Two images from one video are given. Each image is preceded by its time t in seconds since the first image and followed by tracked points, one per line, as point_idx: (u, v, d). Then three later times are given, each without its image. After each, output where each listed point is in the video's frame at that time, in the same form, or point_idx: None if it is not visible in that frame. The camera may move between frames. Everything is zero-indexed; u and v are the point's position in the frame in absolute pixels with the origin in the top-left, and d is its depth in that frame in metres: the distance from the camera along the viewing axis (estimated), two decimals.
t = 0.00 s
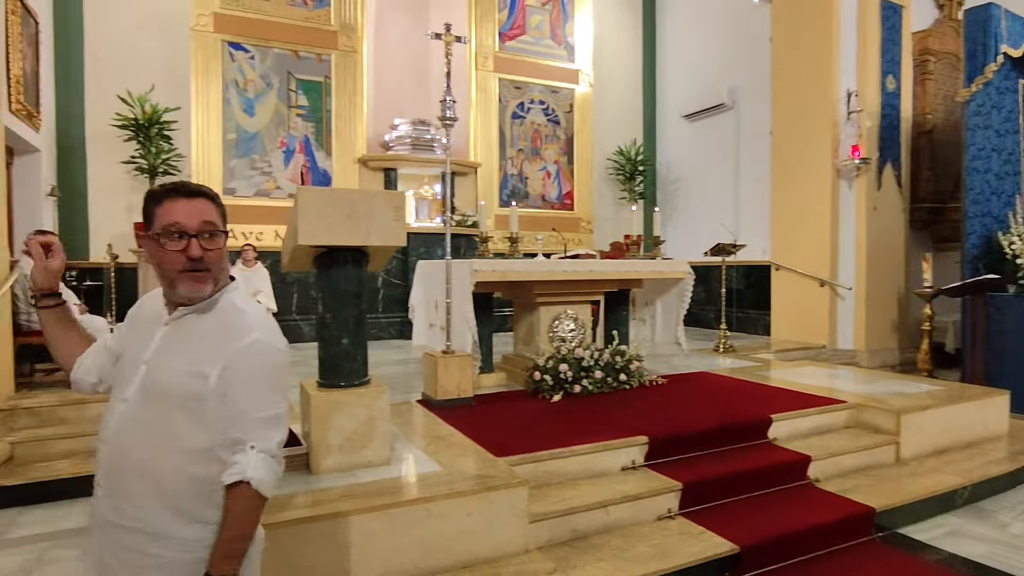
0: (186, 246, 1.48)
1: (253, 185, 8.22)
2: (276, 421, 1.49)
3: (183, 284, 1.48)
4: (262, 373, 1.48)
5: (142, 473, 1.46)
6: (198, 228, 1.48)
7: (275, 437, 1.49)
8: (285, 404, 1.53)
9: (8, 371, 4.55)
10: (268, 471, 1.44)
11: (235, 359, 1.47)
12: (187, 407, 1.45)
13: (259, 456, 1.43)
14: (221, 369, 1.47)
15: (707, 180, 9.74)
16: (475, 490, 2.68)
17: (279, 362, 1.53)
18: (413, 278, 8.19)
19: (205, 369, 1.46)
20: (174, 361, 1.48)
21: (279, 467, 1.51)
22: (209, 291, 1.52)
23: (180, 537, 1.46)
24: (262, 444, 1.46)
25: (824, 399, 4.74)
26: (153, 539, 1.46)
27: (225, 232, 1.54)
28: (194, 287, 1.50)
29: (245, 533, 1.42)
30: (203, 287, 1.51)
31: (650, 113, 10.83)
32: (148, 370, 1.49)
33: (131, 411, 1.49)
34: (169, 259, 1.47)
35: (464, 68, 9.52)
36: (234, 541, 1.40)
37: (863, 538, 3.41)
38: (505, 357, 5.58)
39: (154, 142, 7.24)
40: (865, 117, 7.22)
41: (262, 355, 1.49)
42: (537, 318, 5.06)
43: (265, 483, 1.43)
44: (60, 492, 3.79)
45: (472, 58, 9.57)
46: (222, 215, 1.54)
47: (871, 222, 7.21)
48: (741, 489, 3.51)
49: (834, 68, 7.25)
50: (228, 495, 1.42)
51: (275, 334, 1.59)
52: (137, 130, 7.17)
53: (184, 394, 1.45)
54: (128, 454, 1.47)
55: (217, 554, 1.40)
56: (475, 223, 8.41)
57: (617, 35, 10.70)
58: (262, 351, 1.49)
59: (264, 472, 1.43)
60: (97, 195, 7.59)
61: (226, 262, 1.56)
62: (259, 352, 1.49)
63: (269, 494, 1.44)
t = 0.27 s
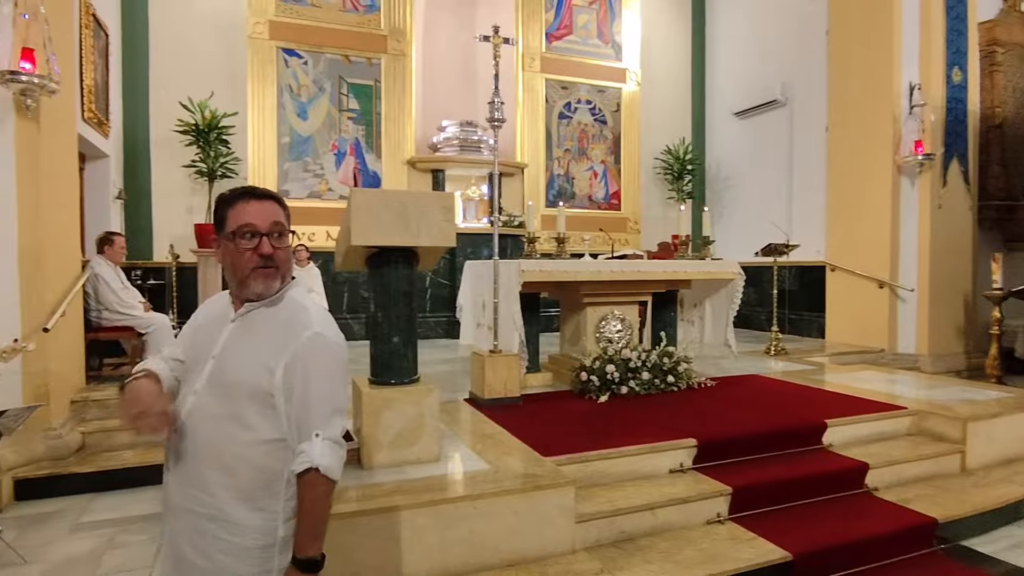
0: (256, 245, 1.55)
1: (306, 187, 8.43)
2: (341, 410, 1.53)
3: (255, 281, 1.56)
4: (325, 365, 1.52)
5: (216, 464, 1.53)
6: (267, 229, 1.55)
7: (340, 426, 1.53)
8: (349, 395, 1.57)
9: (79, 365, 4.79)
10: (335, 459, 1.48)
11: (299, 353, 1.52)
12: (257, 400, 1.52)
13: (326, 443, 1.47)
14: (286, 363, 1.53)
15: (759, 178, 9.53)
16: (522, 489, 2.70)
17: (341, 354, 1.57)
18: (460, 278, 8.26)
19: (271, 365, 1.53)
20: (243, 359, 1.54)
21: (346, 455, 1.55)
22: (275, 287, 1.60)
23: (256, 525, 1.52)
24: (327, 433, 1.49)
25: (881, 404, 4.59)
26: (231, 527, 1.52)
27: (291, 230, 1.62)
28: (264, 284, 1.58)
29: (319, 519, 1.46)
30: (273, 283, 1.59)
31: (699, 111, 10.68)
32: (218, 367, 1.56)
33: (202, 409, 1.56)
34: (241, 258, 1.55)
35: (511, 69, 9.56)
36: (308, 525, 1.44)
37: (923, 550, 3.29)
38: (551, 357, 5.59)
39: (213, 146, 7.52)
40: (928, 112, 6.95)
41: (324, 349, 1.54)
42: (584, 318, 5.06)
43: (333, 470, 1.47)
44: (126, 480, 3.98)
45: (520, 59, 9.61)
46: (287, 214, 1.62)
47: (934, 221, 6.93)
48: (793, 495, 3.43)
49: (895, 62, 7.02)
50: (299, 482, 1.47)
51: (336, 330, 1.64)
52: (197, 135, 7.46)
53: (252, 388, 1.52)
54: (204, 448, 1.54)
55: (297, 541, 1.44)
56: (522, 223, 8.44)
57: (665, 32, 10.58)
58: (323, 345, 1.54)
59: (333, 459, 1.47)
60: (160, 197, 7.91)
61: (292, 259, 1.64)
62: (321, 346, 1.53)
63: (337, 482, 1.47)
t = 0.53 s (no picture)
0: (288, 246, 1.59)
1: (344, 188, 8.57)
2: (375, 402, 1.54)
3: (289, 281, 1.61)
4: (360, 357, 1.53)
5: (257, 454, 1.58)
6: (299, 230, 1.59)
7: (375, 417, 1.54)
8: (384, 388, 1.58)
9: (129, 360, 4.97)
10: (367, 449, 1.49)
11: (335, 345, 1.55)
12: (297, 392, 1.57)
13: (358, 433, 1.47)
14: (323, 355, 1.56)
15: (799, 177, 9.35)
16: (557, 489, 2.71)
17: (376, 349, 1.58)
18: (495, 277, 8.30)
19: (309, 358, 1.57)
20: (284, 352, 1.60)
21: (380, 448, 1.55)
22: (309, 286, 1.64)
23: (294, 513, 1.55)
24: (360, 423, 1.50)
25: (927, 409, 4.46)
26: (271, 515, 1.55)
27: (325, 231, 1.65)
28: (299, 283, 1.62)
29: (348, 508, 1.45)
30: (308, 281, 1.63)
31: (737, 109, 10.53)
32: (262, 360, 1.62)
33: (248, 401, 1.62)
34: (277, 258, 1.60)
35: (546, 69, 9.56)
36: (337, 514, 1.44)
37: (971, 560, 3.19)
38: (586, 357, 5.58)
39: (255, 148, 7.71)
40: (980, 106, 6.71)
41: (359, 341, 1.55)
42: (620, 318, 5.03)
43: (365, 460, 1.47)
44: (172, 472, 4.11)
45: (555, 59, 9.60)
46: (319, 214, 1.65)
47: (986, 219, 6.68)
48: (834, 501, 3.37)
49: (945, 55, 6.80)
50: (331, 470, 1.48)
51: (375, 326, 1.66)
52: (240, 137, 7.65)
53: (292, 381, 1.57)
54: (247, 439, 1.59)
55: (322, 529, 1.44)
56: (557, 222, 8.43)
57: (703, 29, 10.45)
58: (358, 338, 1.55)
59: (364, 449, 1.47)
60: (204, 198, 8.13)
61: (323, 258, 1.68)
62: (356, 339, 1.55)
63: (369, 471, 1.47)
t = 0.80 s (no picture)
0: (277, 239, 1.65)
1: (379, 189, 8.68)
2: (395, 407, 1.56)
3: (279, 270, 1.69)
4: (381, 363, 1.54)
5: (284, 448, 1.63)
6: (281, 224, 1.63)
7: (395, 421, 1.56)
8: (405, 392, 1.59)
9: (172, 357, 5.12)
10: (388, 453, 1.52)
11: (356, 349, 1.55)
12: (323, 393, 1.59)
13: (378, 439, 1.50)
14: (345, 358, 1.57)
15: (839, 175, 9.15)
16: (590, 488, 2.71)
17: (397, 352, 1.58)
18: (527, 277, 8.31)
19: (333, 360, 1.59)
20: (309, 352, 1.62)
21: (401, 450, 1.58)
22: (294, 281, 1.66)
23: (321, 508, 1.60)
24: (381, 429, 1.52)
25: (973, 413, 4.33)
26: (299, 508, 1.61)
27: (303, 232, 1.60)
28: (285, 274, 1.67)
29: (372, 510, 1.50)
30: (284, 274, 1.67)
31: (774, 106, 10.36)
32: (292, 358, 1.66)
33: (276, 396, 1.66)
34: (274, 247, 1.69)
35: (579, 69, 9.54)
36: (360, 516, 1.49)
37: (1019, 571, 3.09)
38: (619, 358, 5.55)
39: (292, 151, 7.86)
40: None
41: (380, 345, 1.55)
42: (653, 318, 5.00)
43: (385, 464, 1.50)
44: (213, 467, 4.22)
45: (588, 58, 9.57)
46: (314, 217, 1.60)
47: None
48: (874, 507, 3.29)
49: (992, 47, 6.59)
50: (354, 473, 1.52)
51: (398, 326, 1.66)
52: (277, 139, 7.81)
53: (317, 381, 1.60)
54: (276, 434, 1.64)
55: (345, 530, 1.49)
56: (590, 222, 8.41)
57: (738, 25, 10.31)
58: (379, 343, 1.55)
59: (385, 454, 1.51)
60: (243, 200, 8.31)
61: (310, 264, 1.63)
62: (377, 344, 1.55)
63: (390, 475, 1.51)
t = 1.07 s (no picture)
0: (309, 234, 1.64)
1: (409, 189, 8.75)
2: (395, 405, 1.46)
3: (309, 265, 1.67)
4: (379, 359, 1.45)
5: (303, 447, 1.60)
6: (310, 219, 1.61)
7: (397, 420, 1.46)
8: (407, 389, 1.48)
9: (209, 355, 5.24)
10: (388, 454, 1.43)
11: (355, 345, 1.48)
12: (330, 391, 1.54)
13: (375, 439, 1.42)
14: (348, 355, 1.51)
15: (875, 172, 8.96)
16: (621, 489, 2.70)
17: (398, 348, 1.48)
18: (557, 277, 8.30)
19: (339, 357, 1.53)
20: (319, 349, 1.57)
21: (406, 450, 1.48)
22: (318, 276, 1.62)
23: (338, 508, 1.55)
24: (380, 430, 1.44)
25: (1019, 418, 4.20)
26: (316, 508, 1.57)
27: (327, 228, 1.56)
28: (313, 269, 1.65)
29: (377, 512, 1.43)
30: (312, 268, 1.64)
31: (809, 103, 10.18)
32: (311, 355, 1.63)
33: (296, 394, 1.64)
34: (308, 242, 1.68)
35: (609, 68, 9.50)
36: (363, 517, 1.43)
37: None
38: (650, 358, 5.51)
39: (324, 152, 7.98)
40: None
41: (377, 341, 1.46)
42: (684, 319, 4.96)
43: (385, 465, 1.42)
44: (249, 463, 4.31)
45: (618, 57, 9.52)
46: (339, 214, 1.56)
47: None
48: (915, 513, 3.22)
49: None
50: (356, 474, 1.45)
51: (407, 318, 1.55)
52: (310, 141, 7.93)
53: (325, 379, 1.55)
54: (295, 433, 1.61)
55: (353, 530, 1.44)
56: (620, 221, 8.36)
57: (771, 21, 10.16)
58: (375, 339, 1.46)
59: (383, 455, 1.42)
60: (277, 202, 8.46)
61: (333, 260, 1.58)
62: (374, 340, 1.46)
63: (389, 477, 1.42)
